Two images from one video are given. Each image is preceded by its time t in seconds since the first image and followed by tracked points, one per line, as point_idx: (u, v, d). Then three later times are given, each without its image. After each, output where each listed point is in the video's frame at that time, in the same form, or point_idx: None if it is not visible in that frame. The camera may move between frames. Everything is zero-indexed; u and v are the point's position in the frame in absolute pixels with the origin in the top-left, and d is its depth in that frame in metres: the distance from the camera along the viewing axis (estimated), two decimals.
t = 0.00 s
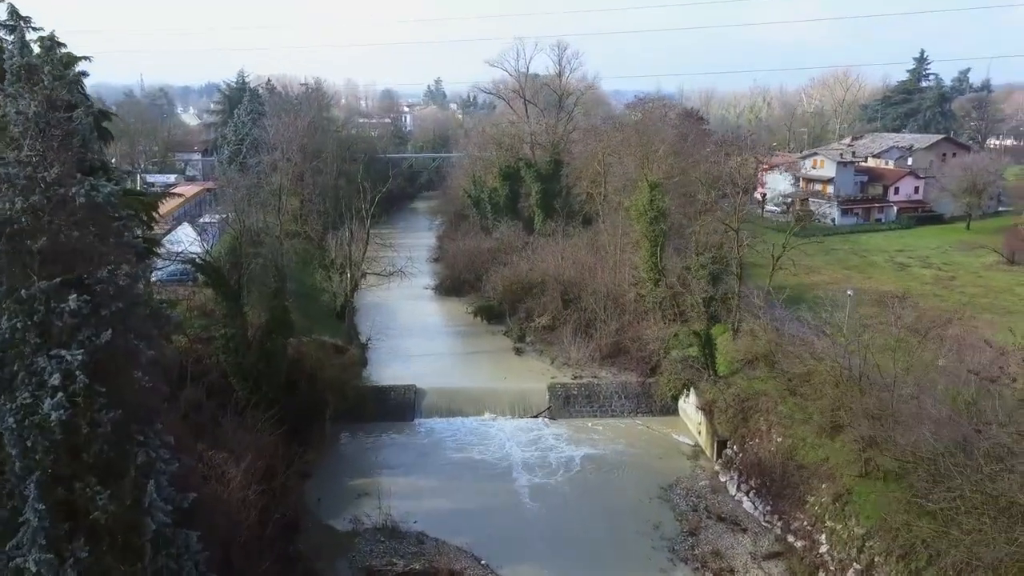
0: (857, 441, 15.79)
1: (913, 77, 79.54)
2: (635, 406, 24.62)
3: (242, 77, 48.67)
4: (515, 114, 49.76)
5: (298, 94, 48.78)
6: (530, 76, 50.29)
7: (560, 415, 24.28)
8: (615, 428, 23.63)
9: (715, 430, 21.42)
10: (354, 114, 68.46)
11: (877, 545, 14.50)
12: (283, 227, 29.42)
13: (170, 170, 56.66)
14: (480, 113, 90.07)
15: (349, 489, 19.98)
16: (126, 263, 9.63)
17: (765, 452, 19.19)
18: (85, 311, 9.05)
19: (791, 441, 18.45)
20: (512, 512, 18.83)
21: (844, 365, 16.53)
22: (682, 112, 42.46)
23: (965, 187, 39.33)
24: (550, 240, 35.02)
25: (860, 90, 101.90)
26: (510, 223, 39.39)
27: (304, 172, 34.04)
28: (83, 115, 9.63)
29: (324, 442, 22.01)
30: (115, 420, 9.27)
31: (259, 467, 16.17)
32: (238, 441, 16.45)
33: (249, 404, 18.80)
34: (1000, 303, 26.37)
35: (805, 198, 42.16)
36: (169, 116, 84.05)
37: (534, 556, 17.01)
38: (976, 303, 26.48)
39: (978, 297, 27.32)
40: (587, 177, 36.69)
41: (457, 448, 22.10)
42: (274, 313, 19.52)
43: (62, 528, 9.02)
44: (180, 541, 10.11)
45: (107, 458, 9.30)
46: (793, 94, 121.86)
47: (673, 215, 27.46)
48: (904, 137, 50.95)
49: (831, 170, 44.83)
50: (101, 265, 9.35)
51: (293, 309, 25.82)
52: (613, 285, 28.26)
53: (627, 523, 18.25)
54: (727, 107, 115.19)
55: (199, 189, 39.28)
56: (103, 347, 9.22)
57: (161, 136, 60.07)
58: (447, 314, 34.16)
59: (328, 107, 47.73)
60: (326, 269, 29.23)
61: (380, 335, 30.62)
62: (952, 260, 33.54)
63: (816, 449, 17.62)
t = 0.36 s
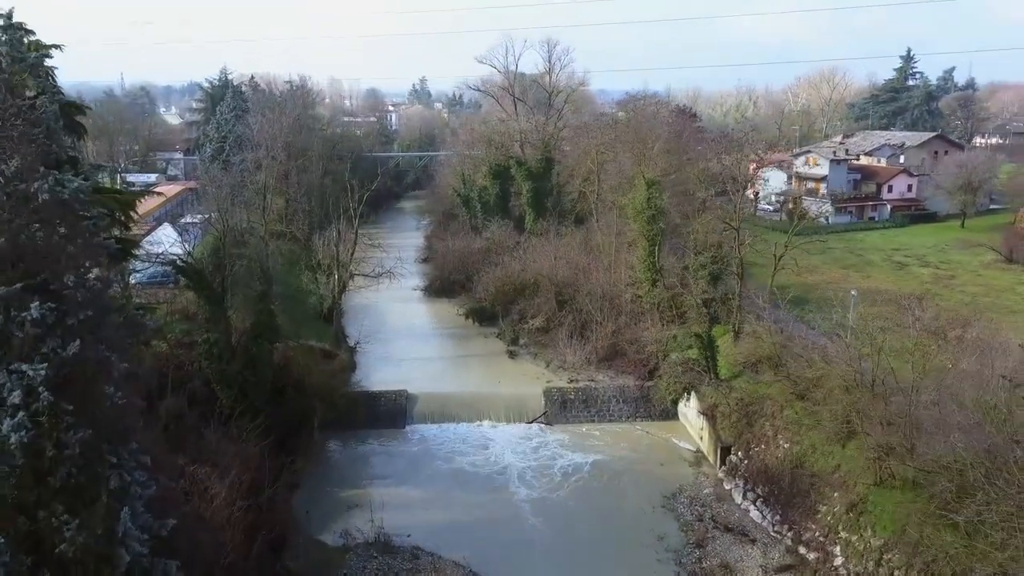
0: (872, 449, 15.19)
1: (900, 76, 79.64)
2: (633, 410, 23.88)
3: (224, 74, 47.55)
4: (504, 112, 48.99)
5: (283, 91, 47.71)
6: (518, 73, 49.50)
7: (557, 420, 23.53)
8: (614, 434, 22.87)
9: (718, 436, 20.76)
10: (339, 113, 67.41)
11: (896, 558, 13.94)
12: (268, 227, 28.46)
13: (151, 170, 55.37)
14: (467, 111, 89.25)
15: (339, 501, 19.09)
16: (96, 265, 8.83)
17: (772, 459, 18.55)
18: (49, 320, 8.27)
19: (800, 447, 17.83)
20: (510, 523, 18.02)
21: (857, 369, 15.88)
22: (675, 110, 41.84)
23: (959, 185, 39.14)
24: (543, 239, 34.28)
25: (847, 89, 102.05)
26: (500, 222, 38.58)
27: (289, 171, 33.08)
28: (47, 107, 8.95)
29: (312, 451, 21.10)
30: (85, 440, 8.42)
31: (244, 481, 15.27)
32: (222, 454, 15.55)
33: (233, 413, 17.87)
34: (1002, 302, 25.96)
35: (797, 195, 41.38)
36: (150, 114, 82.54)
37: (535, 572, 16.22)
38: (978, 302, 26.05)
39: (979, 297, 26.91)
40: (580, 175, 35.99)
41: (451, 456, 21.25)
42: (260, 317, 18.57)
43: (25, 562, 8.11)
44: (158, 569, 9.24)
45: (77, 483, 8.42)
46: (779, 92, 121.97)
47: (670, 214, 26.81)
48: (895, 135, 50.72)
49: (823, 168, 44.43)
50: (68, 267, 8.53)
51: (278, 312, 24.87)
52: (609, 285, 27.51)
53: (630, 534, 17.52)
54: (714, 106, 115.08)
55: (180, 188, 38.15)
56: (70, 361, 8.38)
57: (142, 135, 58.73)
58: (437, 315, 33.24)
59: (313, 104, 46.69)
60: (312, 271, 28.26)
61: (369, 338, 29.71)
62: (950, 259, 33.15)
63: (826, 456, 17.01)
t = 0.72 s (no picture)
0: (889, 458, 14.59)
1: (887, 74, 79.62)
2: (633, 415, 23.17)
3: (206, 71, 46.45)
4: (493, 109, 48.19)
5: (266, 88, 46.58)
6: (507, 70, 48.73)
7: (554, 425, 22.76)
8: (613, 440, 22.16)
9: (722, 441, 20.10)
10: (324, 111, 66.26)
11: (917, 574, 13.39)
12: (253, 227, 27.49)
13: (132, 169, 54.02)
14: (453, 110, 88.31)
15: (329, 514, 18.22)
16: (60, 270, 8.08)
17: (781, 466, 17.92)
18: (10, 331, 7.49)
19: (810, 454, 17.20)
20: (509, 536, 17.23)
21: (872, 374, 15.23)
22: (668, 107, 41.20)
23: (954, 183, 38.83)
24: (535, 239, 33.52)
25: (833, 87, 102.14)
26: (491, 222, 37.78)
27: (274, 170, 32.09)
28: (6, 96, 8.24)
29: (300, 461, 20.19)
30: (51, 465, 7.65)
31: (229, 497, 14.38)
32: (206, 468, 14.67)
33: (218, 424, 16.96)
34: (1005, 302, 25.56)
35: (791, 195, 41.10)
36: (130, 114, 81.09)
37: None
38: (980, 302, 25.64)
39: (981, 296, 26.52)
40: (573, 173, 35.26)
41: (445, 464, 20.40)
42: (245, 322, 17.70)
43: None
44: None
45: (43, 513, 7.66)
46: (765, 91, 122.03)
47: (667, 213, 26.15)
48: (887, 133, 50.46)
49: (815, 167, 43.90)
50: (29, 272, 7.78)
51: (264, 316, 23.92)
52: (605, 286, 26.81)
53: (635, 546, 16.81)
54: (700, 104, 114.85)
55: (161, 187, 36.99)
56: (33, 378, 7.61)
57: (122, 133, 57.31)
58: (427, 318, 32.35)
59: (298, 101, 45.67)
60: (299, 272, 27.32)
61: (358, 341, 28.75)
62: (947, 258, 32.77)
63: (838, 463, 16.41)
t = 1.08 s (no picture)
0: (911, 468, 14.01)
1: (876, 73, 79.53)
2: (634, 420, 22.46)
3: (190, 68, 45.33)
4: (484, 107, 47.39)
5: (252, 86, 45.48)
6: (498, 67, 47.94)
7: (553, 432, 22.01)
8: (615, 446, 21.44)
9: (729, 447, 19.41)
10: (310, 109, 65.16)
11: None
12: (240, 227, 26.56)
13: (113, 169, 52.74)
14: (440, 108, 87.38)
15: (321, 528, 17.37)
16: (25, 280, 7.62)
17: (793, 474, 17.25)
18: None
19: (825, 462, 16.58)
20: (511, 550, 16.47)
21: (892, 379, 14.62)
22: (662, 104, 40.56)
23: (951, 181, 38.51)
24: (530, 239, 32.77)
25: (821, 86, 102.08)
26: (483, 222, 36.96)
27: (261, 168, 31.14)
28: None
29: (289, 472, 19.32)
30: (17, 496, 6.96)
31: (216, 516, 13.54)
32: (193, 485, 13.82)
33: (203, 435, 16.08)
34: (1011, 301, 25.14)
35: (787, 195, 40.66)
36: (112, 113, 79.62)
37: None
38: (986, 302, 25.20)
39: (985, 295, 26.09)
40: (567, 172, 34.53)
41: (440, 474, 19.57)
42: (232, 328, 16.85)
43: None
44: None
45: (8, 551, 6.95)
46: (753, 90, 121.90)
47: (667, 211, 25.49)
48: (880, 131, 50.12)
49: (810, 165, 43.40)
50: None
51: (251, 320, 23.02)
52: (603, 287, 26.10)
53: (642, 559, 16.12)
54: (689, 103, 114.55)
55: (143, 187, 35.87)
56: None
57: (103, 133, 56.00)
58: (420, 320, 31.45)
59: (283, 99, 44.65)
60: (288, 274, 26.41)
61: (349, 345, 27.83)
62: (947, 257, 32.38)
63: (857, 473, 15.86)
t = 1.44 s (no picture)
0: (942, 479, 13.62)
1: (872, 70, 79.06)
2: (642, 427, 21.76)
3: (179, 65, 44.34)
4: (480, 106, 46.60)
5: (243, 83, 44.55)
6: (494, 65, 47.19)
7: (558, 439, 21.30)
8: (622, 454, 20.76)
9: (742, 455, 18.77)
10: (302, 108, 64.19)
11: None
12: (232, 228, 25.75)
13: (102, 169, 51.67)
14: (434, 107, 86.47)
15: (319, 543, 16.62)
16: None
17: (810, 484, 16.69)
18: None
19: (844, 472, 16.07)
20: (520, 566, 15.80)
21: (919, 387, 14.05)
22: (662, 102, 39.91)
23: (955, 180, 38.04)
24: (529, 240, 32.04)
25: (816, 85, 101.74)
26: (481, 222, 36.19)
27: (253, 167, 30.29)
28: None
29: (285, 484, 18.55)
30: None
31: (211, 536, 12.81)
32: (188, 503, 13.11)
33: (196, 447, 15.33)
34: None
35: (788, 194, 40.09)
36: (101, 111, 78.38)
37: None
38: (998, 303, 24.66)
39: (997, 296, 25.57)
40: (567, 171, 33.82)
41: (442, 485, 18.85)
42: (225, 334, 16.08)
43: None
44: None
45: None
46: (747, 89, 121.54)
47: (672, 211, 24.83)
48: (880, 129, 49.66)
49: (811, 164, 42.82)
50: None
51: (245, 324, 22.21)
52: (607, 289, 25.42)
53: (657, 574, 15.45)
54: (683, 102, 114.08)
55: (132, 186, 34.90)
56: None
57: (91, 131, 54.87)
58: (417, 323, 30.63)
59: (275, 96, 43.73)
60: (282, 277, 25.60)
61: (345, 349, 27.02)
62: (954, 257, 31.90)
63: (879, 484, 15.29)
